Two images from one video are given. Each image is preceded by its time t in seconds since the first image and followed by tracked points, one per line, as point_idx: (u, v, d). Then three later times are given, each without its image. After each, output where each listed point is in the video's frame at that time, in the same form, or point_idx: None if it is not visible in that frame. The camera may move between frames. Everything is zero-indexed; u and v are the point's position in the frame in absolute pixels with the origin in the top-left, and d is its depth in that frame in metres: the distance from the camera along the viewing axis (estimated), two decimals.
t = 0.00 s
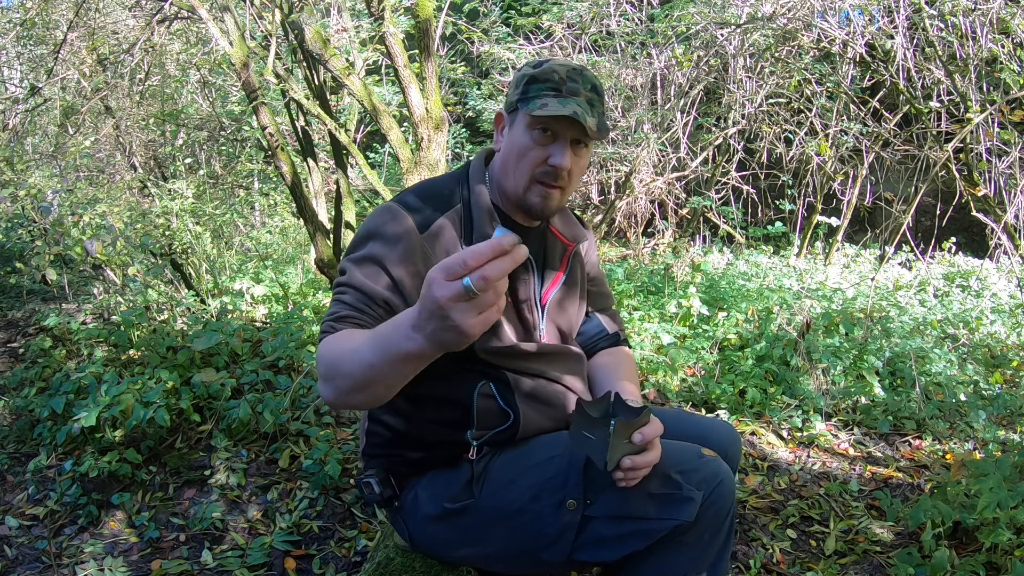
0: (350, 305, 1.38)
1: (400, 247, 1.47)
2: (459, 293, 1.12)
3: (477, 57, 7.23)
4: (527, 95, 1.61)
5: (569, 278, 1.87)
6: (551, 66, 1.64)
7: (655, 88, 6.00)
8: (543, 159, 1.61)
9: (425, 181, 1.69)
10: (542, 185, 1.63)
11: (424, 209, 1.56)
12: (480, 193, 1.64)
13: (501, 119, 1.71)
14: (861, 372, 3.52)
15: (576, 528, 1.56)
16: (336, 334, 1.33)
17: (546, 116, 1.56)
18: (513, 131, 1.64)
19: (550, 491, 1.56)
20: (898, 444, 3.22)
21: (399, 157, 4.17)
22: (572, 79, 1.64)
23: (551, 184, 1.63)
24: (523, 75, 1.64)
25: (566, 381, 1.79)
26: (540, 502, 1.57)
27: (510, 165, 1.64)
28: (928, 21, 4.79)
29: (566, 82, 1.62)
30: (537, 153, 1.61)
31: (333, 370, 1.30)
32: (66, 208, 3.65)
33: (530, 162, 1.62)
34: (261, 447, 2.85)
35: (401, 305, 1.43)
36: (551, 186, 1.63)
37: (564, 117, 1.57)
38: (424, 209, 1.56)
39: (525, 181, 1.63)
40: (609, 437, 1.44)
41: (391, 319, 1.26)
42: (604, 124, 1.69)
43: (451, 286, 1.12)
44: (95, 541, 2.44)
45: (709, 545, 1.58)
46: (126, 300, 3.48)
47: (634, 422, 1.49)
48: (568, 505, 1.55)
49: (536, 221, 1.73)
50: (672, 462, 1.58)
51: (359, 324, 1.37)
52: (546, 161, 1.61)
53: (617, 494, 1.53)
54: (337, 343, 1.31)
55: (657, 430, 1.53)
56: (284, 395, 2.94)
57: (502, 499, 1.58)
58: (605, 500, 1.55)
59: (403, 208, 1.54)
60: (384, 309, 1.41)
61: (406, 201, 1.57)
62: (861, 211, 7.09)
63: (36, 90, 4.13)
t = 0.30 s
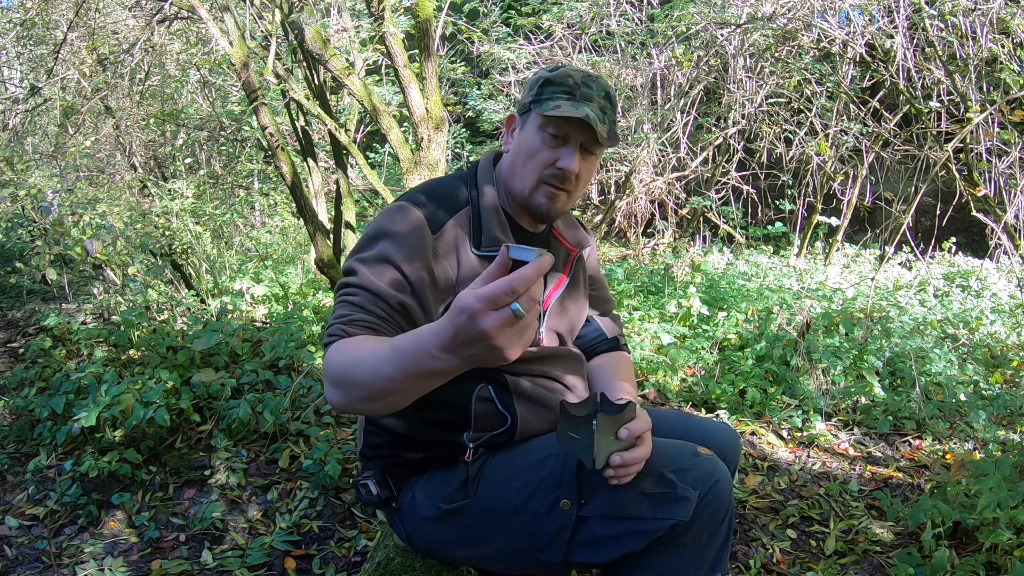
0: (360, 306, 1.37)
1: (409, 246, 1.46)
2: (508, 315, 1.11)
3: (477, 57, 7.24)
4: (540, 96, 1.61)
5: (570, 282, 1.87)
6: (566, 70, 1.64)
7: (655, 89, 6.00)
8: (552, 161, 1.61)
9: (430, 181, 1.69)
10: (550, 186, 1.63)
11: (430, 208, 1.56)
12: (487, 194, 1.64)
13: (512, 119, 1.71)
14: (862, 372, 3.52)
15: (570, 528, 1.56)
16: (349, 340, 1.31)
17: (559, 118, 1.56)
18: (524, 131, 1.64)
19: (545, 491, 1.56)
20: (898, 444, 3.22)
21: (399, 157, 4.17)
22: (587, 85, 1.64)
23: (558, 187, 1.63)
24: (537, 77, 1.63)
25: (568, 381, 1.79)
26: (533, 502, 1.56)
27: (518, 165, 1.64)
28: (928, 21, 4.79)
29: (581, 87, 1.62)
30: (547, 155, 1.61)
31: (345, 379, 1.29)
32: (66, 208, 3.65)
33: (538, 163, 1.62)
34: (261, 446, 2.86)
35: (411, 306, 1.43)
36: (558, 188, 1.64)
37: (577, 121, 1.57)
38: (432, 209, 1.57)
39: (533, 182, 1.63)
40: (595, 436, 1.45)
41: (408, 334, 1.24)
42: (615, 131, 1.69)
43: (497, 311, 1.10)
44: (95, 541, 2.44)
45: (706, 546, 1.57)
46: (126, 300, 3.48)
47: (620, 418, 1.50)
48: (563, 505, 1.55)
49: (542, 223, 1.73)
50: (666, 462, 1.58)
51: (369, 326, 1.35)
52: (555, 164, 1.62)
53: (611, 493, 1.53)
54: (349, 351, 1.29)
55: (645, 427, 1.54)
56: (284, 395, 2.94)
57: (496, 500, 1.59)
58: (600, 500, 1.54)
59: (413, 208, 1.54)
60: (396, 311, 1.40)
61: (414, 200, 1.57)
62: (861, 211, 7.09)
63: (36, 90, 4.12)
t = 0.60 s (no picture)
0: (363, 315, 1.36)
1: (413, 253, 1.46)
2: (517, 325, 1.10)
3: (477, 57, 7.24)
4: (538, 94, 1.61)
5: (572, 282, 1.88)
6: (562, 66, 1.64)
7: (655, 89, 5.99)
8: (552, 159, 1.62)
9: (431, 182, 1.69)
10: (551, 185, 1.63)
11: (431, 210, 1.56)
12: (488, 193, 1.64)
13: (509, 118, 1.71)
14: (861, 372, 3.52)
15: (578, 530, 1.55)
16: (355, 350, 1.31)
17: (557, 115, 1.56)
18: (522, 129, 1.64)
19: (553, 493, 1.55)
20: (898, 444, 3.23)
21: (399, 157, 4.17)
22: (583, 80, 1.64)
23: (559, 185, 1.63)
24: (534, 74, 1.63)
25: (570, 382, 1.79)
26: (542, 504, 1.56)
27: (518, 164, 1.64)
28: (928, 21, 4.78)
29: (578, 82, 1.63)
30: (546, 153, 1.61)
31: (352, 390, 1.28)
32: (66, 208, 3.65)
33: (538, 161, 1.62)
34: (261, 446, 2.86)
35: (416, 315, 1.42)
36: (559, 187, 1.64)
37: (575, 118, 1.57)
38: (433, 210, 1.57)
39: (533, 180, 1.63)
40: (612, 448, 1.45)
41: (417, 346, 1.24)
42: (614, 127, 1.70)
43: (507, 321, 1.10)
44: (94, 541, 2.44)
45: (712, 547, 1.56)
46: (126, 300, 3.49)
47: (635, 427, 1.50)
48: (571, 507, 1.54)
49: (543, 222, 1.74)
50: (674, 465, 1.57)
51: (373, 335, 1.34)
52: (554, 161, 1.62)
53: (619, 496, 1.53)
54: (355, 362, 1.28)
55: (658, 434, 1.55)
56: (284, 395, 2.95)
57: (504, 502, 1.59)
58: (608, 502, 1.54)
59: (413, 210, 1.54)
60: (400, 319, 1.39)
61: (416, 203, 1.57)
62: (861, 211, 7.09)
63: (36, 90, 4.12)
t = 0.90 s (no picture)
0: (360, 315, 1.36)
1: (411, 254, 1.46)
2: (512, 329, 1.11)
3: (477, 57, 7.25)
4: (535, 94, 1.61)
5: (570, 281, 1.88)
6: (559, 66, 1.63)
7: (655, 88, 5.99)
8: (550, 158, 1.62)
9: (429, 183, 1.69)
10: (548, 184, 1.63)
11: (429, 211, 1.56)
12: (484, 193, 1.64)
13: (507, 118, 1.72)
14: (861, 372, 3.52)
15: (577, 530, 1.55)
16: (352, 351, 1.30)
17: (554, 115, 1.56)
18: (519, 129, 1.64)
19: (552, 492, 1.55)
20: (898, 444, 3.23)
21: (399, 157, 4.17)
22: (580, 79, 1.63)
23: (556, 185, 1.63)
24: (531, 74, 1.63)
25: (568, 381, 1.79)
26: (541, 504, 1.56)
27: (515, 164, 1.64)
28: (928, 21, 4.78)
29: (575, 82, 1.62)
30: (544, 152, 1.61)
31: (348, 391, 1.28)
32: (66, 208, 3.66)
33: (536, 161, 1.62)
34: (261, 447, 2.86)
35: (413, 315, 1.42)
36: (556, 187, 1.64)
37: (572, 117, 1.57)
38: (431, 210, 1.57)
39: (530, 180, 1.63)
40: (608, 447, 1.45)
41: (414, 349, 1.24)
42: (611, 126, 1.69)
43: (502, 326, 1.10)
44: (95, 541, 2.44)
45: (712, 546, 1.56)
46: (126, 300, 3.48)
47: (632, 426, 1.51)
48: (570, 506, 1.54)
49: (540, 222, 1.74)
50: (673, 464, 1.57)
51: (370, 335, 1.34)
52: (552, 161, 1.62)
53: (618, 495, 1.53)
54: (352, 364, 1.28)
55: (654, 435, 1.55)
56: (284, 395, 2.95)
57: (503, 502, 1.59)
58: (607, 502, 1.54)
59: (410, 210, 1.54)
60: (398, 319, 1.39)
61: (413, 203, 1.57)
62: (861, 211, 7.09)
63: (36, 90, 4.12)
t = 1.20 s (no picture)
0: (350, 305, 1.36)
1: (405, 247, 1.46)
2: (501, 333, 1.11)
3: (477, 57, 7.25)
4: (537, 97, 1.61)
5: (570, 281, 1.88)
6: (562, 70, 1.63)
7: (655, 88, 5.99)
8: (549, 162, 1.62)
9: (427, 183, 1.68)
10: (546, 188, 1.63)
11: (428, 209, 1.56)
12: (484, 192, 1.64)
13: (508, 119, 1.71)
14: (861, 372, 3.52)
15: (577, 530, 1.55)
16: (340, 339, 1.31)
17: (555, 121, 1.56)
18: (521, 131, 1.64)
19: (552, 492, 1.55)
20: (898, 444, 3.23)
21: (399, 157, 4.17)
22: (583, 85, 1.63)
23: (555, 189, 1.64)
24: (534, 78, 1.63)
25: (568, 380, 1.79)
26: (541, 504, 1.56)
27: (515, 165, 1.65)
28: (928, 21, 4.78)
29: (577, 87, 1.62)
30: (543, 156, 1.61)
31: (333, 379, 1.28)
32: (66, 208, 3.66)
33: (535, 164, 1.62)
34: (261, 447, 2.85)
35: (404, 307, 1.42)
36: (555, 191, 1.64)
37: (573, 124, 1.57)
38: (430, 208, 1.57)
39: (529, 183, 1.63)
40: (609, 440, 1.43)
41: (402, 342, 1.24)
42: (612, 132, 1.69)
43: (492, 327, 1.10)
44: (95, 541, 2.44)
45: (711, 546, 1.56)
46: (126, 300, 3.49)
47: (635, 423, 1.48)
48: (570, 506, 1.54)
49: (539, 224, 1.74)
50: (673, 464, 1.57)
51: (359, 324, 1.34)
52: (551, 165, 1.62)
53: (618, 495, 1.53)
54: (339, 352, 1.29)
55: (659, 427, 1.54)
56: (284, 395, 2.95)
57: (503, 502, 1.59)
58: (607, 501, 1.54)
59: (408, 207, 1.54)
60: (387, 309, 1.39)
61: (412, 200, 1.57)
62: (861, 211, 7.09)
63: (36, 90, 4.12)
